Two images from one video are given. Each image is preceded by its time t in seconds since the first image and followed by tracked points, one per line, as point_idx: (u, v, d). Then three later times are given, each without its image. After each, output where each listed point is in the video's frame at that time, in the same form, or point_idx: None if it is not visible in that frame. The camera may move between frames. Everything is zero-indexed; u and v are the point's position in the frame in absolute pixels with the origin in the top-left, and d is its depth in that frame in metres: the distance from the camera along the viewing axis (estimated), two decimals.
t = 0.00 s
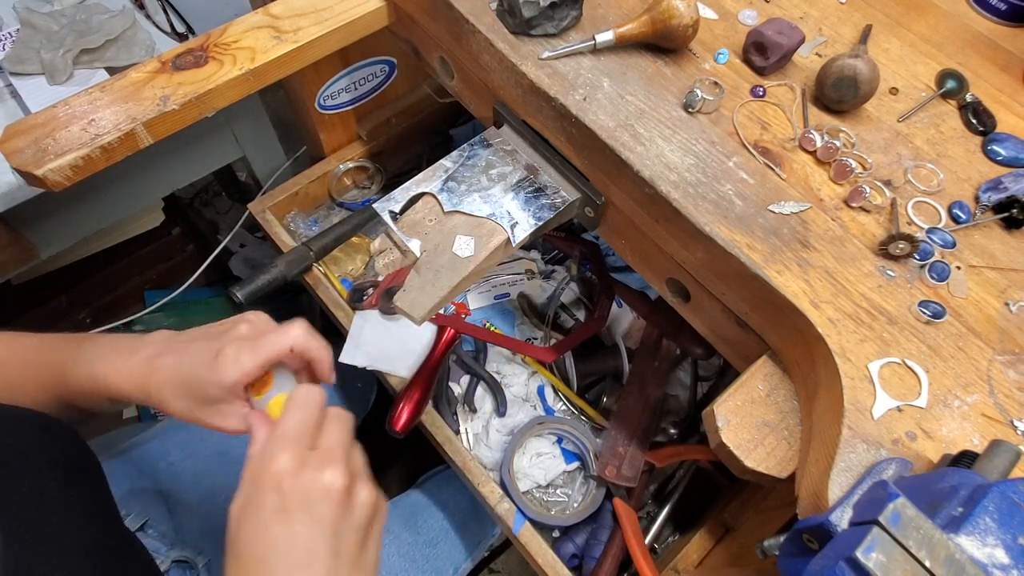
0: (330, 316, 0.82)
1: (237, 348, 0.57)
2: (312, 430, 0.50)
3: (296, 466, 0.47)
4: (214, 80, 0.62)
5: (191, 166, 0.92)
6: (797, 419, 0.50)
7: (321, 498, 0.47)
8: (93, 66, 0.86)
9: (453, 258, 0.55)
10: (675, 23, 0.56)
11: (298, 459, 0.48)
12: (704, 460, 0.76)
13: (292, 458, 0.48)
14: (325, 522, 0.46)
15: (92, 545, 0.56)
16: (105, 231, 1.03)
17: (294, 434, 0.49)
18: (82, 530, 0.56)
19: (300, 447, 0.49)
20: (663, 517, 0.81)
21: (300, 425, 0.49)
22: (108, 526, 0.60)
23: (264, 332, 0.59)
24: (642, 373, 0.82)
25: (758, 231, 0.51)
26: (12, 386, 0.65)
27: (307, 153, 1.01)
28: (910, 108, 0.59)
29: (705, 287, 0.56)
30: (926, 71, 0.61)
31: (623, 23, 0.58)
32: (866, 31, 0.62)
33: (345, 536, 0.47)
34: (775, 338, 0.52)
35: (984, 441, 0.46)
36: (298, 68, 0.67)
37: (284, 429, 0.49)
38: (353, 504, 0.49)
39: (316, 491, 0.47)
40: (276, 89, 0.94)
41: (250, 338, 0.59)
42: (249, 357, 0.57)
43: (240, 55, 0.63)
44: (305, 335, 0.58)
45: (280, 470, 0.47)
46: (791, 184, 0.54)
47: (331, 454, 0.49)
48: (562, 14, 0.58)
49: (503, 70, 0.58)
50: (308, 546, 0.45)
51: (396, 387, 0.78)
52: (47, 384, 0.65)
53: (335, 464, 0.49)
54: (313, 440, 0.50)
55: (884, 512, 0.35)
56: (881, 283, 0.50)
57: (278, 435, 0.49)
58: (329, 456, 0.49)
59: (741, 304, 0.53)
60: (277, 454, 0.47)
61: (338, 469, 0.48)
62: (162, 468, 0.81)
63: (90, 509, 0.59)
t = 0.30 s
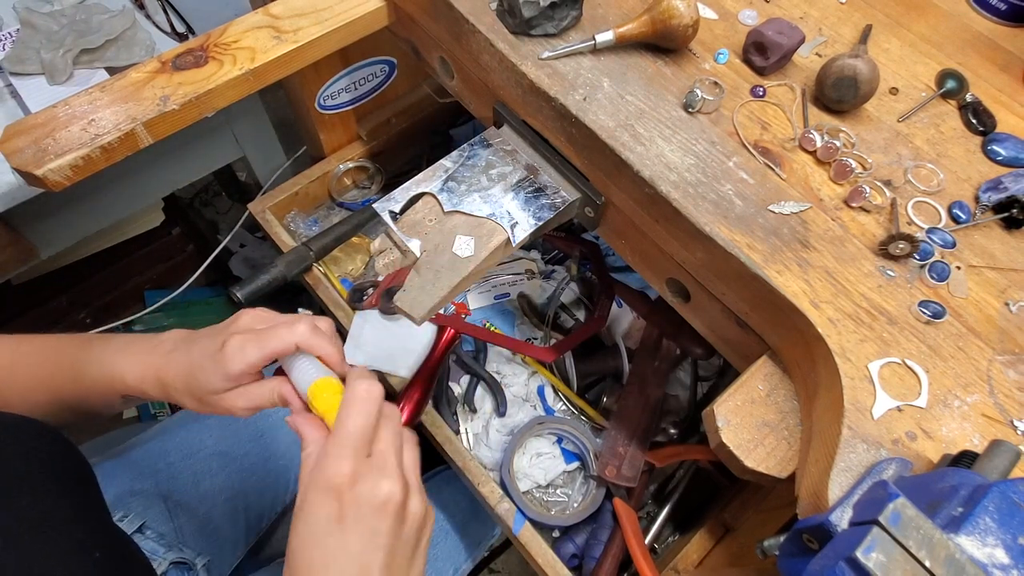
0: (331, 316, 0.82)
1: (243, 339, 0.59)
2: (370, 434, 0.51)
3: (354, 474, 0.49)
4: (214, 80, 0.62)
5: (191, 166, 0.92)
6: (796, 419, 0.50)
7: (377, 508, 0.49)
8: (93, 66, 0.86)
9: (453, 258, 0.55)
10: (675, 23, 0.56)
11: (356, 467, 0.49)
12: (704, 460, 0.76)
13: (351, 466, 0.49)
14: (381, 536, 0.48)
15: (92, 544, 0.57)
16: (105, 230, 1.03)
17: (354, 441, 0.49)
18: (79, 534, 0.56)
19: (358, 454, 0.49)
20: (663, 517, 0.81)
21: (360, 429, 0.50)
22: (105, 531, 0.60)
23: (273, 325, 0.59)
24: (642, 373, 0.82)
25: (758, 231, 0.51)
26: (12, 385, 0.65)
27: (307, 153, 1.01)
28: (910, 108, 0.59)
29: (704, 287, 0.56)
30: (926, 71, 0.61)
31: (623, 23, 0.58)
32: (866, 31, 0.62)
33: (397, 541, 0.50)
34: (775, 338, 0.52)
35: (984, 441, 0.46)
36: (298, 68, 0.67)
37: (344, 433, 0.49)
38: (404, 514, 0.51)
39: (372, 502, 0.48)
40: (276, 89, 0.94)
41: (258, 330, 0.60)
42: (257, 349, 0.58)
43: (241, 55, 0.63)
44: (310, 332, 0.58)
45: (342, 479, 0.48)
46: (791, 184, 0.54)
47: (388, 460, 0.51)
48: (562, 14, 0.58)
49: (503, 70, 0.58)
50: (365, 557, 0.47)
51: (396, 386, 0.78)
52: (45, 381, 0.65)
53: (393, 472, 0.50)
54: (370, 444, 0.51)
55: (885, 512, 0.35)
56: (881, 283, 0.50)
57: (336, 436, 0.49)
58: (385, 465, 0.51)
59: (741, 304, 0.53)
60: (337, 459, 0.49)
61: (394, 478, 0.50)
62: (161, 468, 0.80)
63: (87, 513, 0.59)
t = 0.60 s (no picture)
0: (331, 316, 0.82)
1: (240, 336, 0.58)
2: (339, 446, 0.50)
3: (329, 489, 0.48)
4: (214, 80, 0.62)
5: (191, 166, 0.92)
6: (797, 419, 0.50)
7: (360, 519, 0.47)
8: (93, 66, 0.86)
9: (453, 258, 0.55)
10: (675, 23, 0.56)
11: (331, 479, 0.48)
12: (705, 460, 0.76)
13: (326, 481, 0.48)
14: (363, 546, 0.47)
15: (92, 545, 0.57)
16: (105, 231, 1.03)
17: (321, 455, 0.49)
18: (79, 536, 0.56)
19: (331, 466, 0.49)
20: (663, 517, 0.81)
21: (328, 441, 0.49)
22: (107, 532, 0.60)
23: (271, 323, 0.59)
24: (642, 373, 0.82)
25: (758, 231, 0.51)
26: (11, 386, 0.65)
27: (307, 153, 1.01)
28: (910, 108, 0.59)
29: (704, 287, 0.56)
30: (926, 71, 0.61)
31: (623, 23, 0.58)
32: (866, 31, 0.62)
33: (388, 548, 0.49)
34: (775, 338, 0.52)
35: (984, 441, 0.46)
36: (298, 68, 0.67)
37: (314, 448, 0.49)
38: (392, 520, 0.50)
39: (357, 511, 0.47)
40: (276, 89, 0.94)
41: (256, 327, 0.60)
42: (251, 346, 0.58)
43: (241, 55, 0.63)
44: (308, 334, 0.59)
45: (315, 496, 0.47)
46: (791, 184, 0.54)
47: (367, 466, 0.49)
48: (562, 14, 0.58)
49: (503, 70, 0.58)
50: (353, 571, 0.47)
51: (396, 387, 0.78)
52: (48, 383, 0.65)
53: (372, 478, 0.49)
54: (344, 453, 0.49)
55: (884, 512, 0.35)
56: (881, 283, 0.50)
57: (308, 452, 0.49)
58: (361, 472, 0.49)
59: (741, 304, 0.53)
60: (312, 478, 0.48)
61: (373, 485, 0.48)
62: (161, 468, 0.81)
63: (87, 514, 0.59)
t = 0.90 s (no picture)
0: (331, 316, 0.82)
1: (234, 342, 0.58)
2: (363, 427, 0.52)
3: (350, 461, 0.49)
4: (214, 80, 0.62)
5: (191, 166, 0.92)
6: (797, 419, 0.50)
7: (375, 492, 0.49)
8: (93, 66, 0.86)
9: (453, 258, 0.55)
10: (675, 23, 0.56)
11: (349, 452, 0.49)
12: (704, 460, 0.76)
13: (348, 450, 0.49)
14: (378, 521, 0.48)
15: (92, 544, 0.57)
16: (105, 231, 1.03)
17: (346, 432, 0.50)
18: (80, 534, 0.56)
19: (352, 442, 0.50)
20: (663, 517, 0.81)
21: (351, 423, 0.51)
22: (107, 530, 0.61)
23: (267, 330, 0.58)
24: (642, 373, 0.82)
25: (758, 231, 0.51)
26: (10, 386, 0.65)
27: (307, 153, 1.01)
28: (910, 108, 0.59)
29: (704, 287, 0.56)
30: (926, 71, 0.61)
31: (623, 24, 0.58)
32: (866, 31, 0.62)
33: (394, 529, 0.50)
34: (776, 338, 0.52)
35: (984, 441, 0.46)
36: (298, 68, 0.67)
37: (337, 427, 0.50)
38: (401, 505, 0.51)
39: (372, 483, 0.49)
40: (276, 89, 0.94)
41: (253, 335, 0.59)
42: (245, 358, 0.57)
43: (241, 55, 0.63)
44: (299, 341, 0.56)
45: (337, 463, 0.48)
46: (791, 184, 0.54)
47: (382, 450, 0.51)
48: (562, 14, 0.58)
49: (503, 70, 0.58)
50: (365, 541, 0.47)
51: (396, 387, 0.78)
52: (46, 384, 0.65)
53: (388, 459, 0.51)
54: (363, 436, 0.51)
55: (885, 512, 0.35)
56: (881, 283, 0.50)
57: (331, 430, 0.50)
58: (380, 453, 0.51)
59: (741, 304, 0.53)
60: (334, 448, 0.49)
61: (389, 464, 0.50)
62: (160, 468, 0.81)
63: (88, 513, 0.59)
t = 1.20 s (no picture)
0: (331, 316, 0.82)
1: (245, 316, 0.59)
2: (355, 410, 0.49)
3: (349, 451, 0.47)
4: (214, 80, 0.62)
5: (191, 166, 0.92)
6: (797, 420, 0.50)
7: (378, 481, 0.46)
8: (93, 66, 0.86)
9: (453, 258, 0.55)
10: (675, 23, 0.56)
11: (350, 443, 0.47)
12: (705, 460, 0.76)
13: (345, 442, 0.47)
14: (382, 510, 0.46)
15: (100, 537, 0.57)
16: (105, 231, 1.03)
17: (340, 418, 0.48)
18: (88, 530, 0.56)
19: (347, 429, 0.48)
20: (663, 517, 0.81)
21: (346, 407, 0.48)
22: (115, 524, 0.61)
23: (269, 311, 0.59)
24: (642, 373, 0.82)
25: (758, 231, 0.51)
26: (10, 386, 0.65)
27: (307, 153, 1.01)
28: (910, 108, 0.59)
29: (705, 287, 0.56)
30: (926, 71, 0.61)
31: (623, 24, 0.58)
32: (866, 31, 0.62)
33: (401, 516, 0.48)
34: (776, 338, 0.52)
35: (984, 441, 0.46)
36: (298, 68, 0.67)
37: (330, 414, 0.48)
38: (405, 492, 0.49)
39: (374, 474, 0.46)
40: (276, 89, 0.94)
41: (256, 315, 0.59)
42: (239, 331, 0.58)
43: (241, 55, 0.63)
44: (298, 327, 0.56)
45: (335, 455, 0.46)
46: (791, 184, 0.54)
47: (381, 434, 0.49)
48: (562, 14, 0.58)
49: (503, 70, 0.58)
50: (369, 536, 0.45)
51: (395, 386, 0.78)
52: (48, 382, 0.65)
53: (387, 443, 0.48)
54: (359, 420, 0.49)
55: (885, 512, 0.35)
56: (881, 283, 0.50)
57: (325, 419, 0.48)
58: (377, 438, 0.48)
59: (741, 304, 0.53)
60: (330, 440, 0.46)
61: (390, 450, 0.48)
62: (161, 468, 0.81)
63: (95, 508, 0.59)
